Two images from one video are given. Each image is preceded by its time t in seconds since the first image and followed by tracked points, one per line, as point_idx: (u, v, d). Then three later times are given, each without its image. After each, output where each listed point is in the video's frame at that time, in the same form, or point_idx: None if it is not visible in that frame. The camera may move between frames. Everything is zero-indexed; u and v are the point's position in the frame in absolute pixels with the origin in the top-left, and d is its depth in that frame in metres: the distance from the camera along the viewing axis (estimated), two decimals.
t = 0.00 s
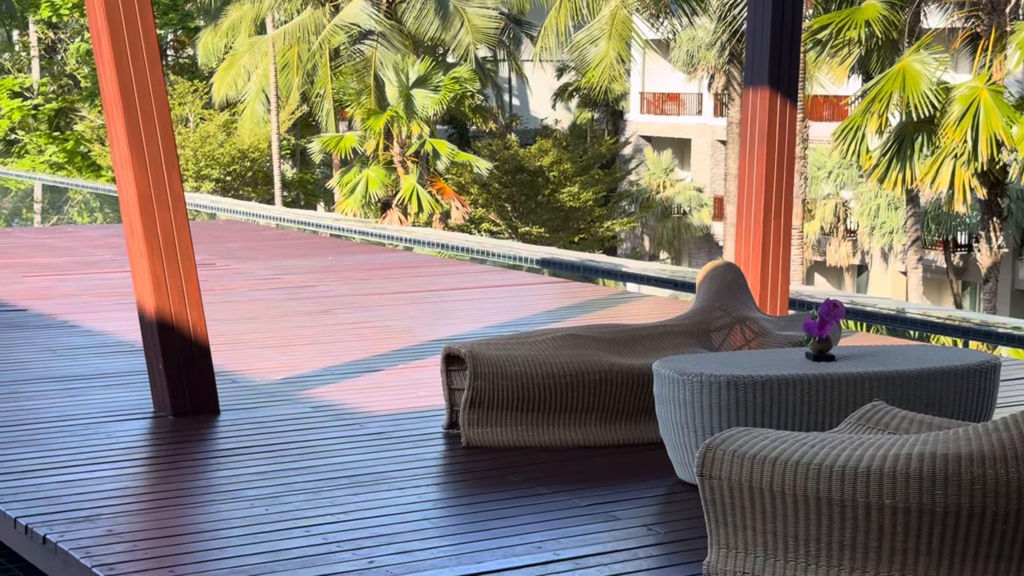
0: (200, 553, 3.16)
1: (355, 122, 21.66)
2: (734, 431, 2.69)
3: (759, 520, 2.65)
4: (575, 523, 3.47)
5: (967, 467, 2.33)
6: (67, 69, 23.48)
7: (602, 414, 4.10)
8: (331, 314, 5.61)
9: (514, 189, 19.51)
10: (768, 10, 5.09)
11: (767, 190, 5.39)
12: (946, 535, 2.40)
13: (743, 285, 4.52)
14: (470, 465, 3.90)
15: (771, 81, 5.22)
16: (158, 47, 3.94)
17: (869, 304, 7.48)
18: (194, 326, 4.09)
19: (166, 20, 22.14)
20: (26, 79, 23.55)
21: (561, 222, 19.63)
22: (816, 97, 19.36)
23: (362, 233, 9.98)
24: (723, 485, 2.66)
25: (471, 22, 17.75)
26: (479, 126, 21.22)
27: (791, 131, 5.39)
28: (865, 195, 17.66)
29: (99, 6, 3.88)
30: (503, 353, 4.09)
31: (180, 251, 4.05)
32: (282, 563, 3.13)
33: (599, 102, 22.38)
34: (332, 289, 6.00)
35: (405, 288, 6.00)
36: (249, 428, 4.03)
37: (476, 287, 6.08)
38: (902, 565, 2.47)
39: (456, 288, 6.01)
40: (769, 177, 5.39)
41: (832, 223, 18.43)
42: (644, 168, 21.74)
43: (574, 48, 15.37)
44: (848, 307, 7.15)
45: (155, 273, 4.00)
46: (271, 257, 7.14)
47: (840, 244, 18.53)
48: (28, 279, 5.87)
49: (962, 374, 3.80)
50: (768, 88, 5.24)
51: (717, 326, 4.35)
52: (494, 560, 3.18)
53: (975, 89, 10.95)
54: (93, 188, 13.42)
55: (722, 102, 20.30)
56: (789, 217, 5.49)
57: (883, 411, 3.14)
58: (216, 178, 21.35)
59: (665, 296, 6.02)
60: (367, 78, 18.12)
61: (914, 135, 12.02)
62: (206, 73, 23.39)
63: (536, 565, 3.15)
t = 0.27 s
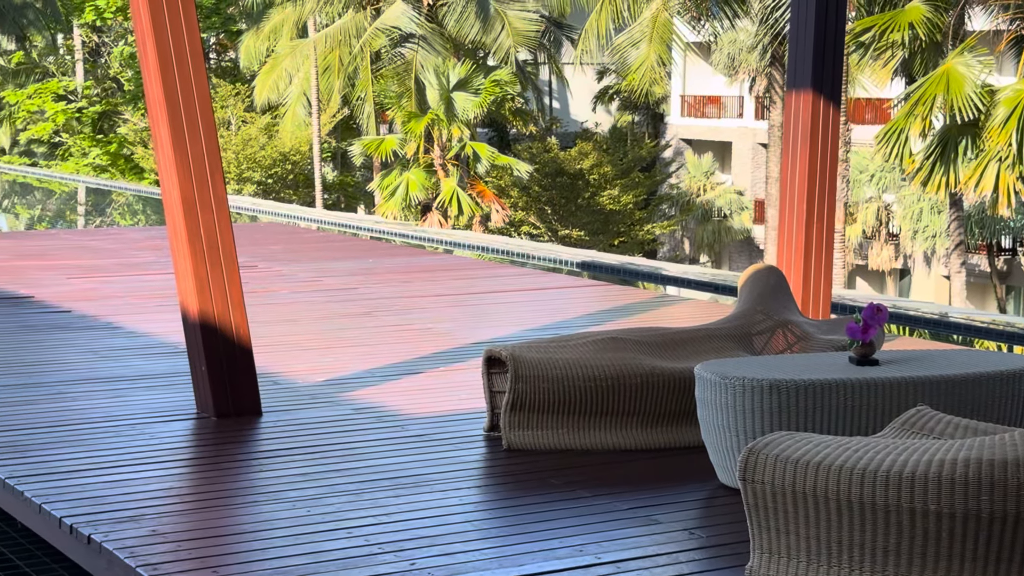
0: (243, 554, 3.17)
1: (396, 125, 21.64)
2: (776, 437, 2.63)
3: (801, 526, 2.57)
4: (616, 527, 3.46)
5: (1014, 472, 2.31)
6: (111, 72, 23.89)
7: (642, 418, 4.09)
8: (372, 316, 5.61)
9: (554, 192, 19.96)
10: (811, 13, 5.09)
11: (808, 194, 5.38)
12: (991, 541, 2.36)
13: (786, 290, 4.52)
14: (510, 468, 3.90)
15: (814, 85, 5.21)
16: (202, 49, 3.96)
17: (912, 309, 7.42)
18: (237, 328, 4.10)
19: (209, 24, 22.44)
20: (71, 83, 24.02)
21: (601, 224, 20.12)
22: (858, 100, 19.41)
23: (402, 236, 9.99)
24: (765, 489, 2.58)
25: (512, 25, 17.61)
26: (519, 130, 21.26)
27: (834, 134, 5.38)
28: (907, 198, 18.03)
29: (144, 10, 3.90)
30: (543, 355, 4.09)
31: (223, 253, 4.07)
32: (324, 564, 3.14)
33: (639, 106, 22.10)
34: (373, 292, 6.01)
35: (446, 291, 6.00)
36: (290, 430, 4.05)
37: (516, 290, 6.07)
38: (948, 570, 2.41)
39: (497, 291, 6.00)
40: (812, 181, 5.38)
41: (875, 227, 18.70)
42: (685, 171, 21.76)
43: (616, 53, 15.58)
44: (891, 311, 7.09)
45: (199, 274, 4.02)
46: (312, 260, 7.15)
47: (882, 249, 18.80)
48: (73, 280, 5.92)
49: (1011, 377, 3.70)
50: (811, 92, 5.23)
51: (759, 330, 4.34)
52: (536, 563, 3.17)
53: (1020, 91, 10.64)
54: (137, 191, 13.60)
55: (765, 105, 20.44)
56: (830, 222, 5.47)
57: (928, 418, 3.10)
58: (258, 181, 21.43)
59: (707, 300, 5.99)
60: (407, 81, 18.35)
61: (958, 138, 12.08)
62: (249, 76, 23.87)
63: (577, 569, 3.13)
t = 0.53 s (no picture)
0: (285, 554, 3.18)
1: (436, 127, 21.70)
2: (818, 440, 2.56)
3: (843, 530, 2.50)
4: (657, 530, 3.45)
5: None
6: (155, 75, 24.26)
7: (684, 421, 4.09)
8: (412, 318, 5.62)
9: (595, 195, 19.66)
10: (854, 15, 5.08)
11: (852, 195, 5.36)
12: None
13: (828, 292, 4.50)
14: (551, 470, 3.89)
15: (857, 86, 5.19)
16: (246, 52, 3.98)
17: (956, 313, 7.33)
18: (279, 329, 4.12)
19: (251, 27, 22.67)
20: (114, 86, 24.65)
21: (641, 227, 19.85)
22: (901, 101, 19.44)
23: (442, 237, 10.00)
24: (807, 495, 2.51)
25: (552, 28, 17.68)
26: (559, 133, 21.29)
27: (878, 136, 5.35)
28: (951, 201, 18.15)
29: (188, 13, 3.93)
30: (584, 358, 4.08)
31: (265, 254, 4.08)
32: (365, 565, 3.14)
33: (681, 109, 22.15)
34: (414, 293, 6.02)
35: (487, 293, 6.00)
36: (331, 431, 4.06)
37: (556, 292, 6.06)
38: None
39: (537, 294, 5.99)
40: (855, 182, 5.35)
41: (917, 230, 18.85)
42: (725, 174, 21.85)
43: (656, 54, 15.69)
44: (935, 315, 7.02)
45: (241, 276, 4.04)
46: (353, 262, 7.17)
47: (925, 252, 19.10)
48: (117, 281, 5.97)
49: None
50: (854, 93, 5.21)
51: (801, 333, 4.34)
52: (576, 565, 3.16)
53: None
54: (179, 193, 13.73)
55: (806, 107, 20.61)
56: (874, 225, 5.44)
57: (972, 421, 3.02)
58: (298, 183, 21.52)
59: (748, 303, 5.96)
60: (447, 84, 18.08)
61: (1003, 140, 11.73)
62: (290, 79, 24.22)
63: (618, 572, 3.12)
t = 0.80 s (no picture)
0: (327, 554, 3.18)
1: (476, 130, 21.85)
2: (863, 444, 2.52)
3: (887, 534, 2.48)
4: (700, 532, 3.42)
5: None
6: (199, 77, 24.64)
7: (725, 423, 4.07)
8: (452, 320, 5.63)
9: (634, 197, 19.82)
10: (898, 16, 5.05)
11: (895, 197, 5.33)
12: None
13: (870, 294, 4.50)
14: (593, 472, 3.89)
15: (901, 88, 5.17)
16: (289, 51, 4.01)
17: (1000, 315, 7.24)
18: (320, 330, 4.13)
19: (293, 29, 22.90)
20: (158, 89, 25.56)
21: (681, 229, 19.85)
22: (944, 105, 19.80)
23: (481, 238, 9.97)
24: (850, 498, 2.48)
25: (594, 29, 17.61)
26: (599, 135, 21.44)
27: (922, 138, 5.32)
28: (995, 204, 18.83)
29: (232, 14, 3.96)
30: (626, 360, 4.07)
31: (308, 255, 4.09)
32: (407, 566, 3.13)
33: (721, 111, 22.33)
34: (454, 295, 6.02)
35: (527, 295, 6.00)
36: (373, 432, 4.06)
37: (597, 294, 6.04)
38: None
39: (577, 296, 5.98)
40: (899, 184, 5.33)
41: (961, 232, 19.49)
42: (766, 176, 21.99)
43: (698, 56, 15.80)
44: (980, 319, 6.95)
45: (284, 276, 4.06)
46: (393, 263, 7.19)
47: (969, 254, 19.61)
48: (159, 281, 6.01)
49: None
50: (898, 95, 5.18)
51: (843, 337, 4.34)
52: (618, 567, 3.15)
53: None
54: (222, 194, 13.89)
55: (848, 110, 20.67)
56: (917, 228, 5.41)
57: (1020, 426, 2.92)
58: (340, 184, 21.66)
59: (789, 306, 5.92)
60: (488, 85, 18.42)
61: None
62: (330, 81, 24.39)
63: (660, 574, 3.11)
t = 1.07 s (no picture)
0: (369, 555, 3.19)
1: (517, 131, 21.75)
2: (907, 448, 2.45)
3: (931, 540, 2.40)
4: (741, 535, 3.40)
5: None
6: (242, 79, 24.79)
7: (768, 426, 4.05)
8: (493, 321, 5.63)
9: (675, 198, 19.17)
10: (944, 18, 5.01)
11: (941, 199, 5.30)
12: None
13: (916, 297, 4.47)
14: (634, 475, 3.88)
15: (947, 89, 5.13)
16: (332, 53, 4.03)
17: None
18: (363, 330, 4.14)
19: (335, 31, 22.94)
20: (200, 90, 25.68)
21: (723, 231, 19.09)
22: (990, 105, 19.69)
23: (523, 241, 9.94)
24: (895, 503, 2.41)
25: (634, 31, 17.80)
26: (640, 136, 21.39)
27: (968, 140, 5.28)
28: None
29: (277, 15, 3.98)
30: (667, 362, 4.06)
31: (350, 256, 4.10)
32: (448, 567, 3.13)
33: (763, 112, 22.32)
34: (495, 296, 6.03)
35: (568, 297, 5.99)
36: (414, 432, 4.07)
37: (637, 296, 6.03)
38: None
39: (618, 298, 5.97)
40: (944, 187, 5.29)
41: (1005, 235, 19.29)
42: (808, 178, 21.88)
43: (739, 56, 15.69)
44: None
45: (326, 276, 4.07)
46: (434, 265, 7.20)
47: (1013, 257, 19.45)
48: (202, 282, 6.04)
49: None
50: (944, 97, 5.15)
51: (887, 339, 4.32)
52: (659, 570, 3.14)
53: None
54: (263, 195, 13.95)
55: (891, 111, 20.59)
56: (963, 230, 5.38)
57: None
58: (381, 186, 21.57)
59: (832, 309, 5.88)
60: (528, 87, 18.60)
61: None
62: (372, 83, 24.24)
63: None
